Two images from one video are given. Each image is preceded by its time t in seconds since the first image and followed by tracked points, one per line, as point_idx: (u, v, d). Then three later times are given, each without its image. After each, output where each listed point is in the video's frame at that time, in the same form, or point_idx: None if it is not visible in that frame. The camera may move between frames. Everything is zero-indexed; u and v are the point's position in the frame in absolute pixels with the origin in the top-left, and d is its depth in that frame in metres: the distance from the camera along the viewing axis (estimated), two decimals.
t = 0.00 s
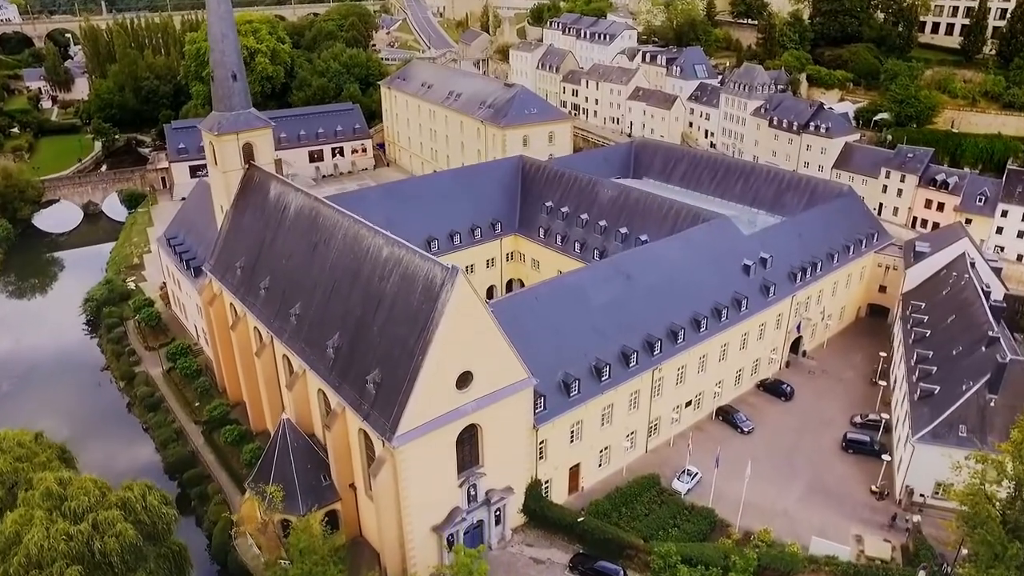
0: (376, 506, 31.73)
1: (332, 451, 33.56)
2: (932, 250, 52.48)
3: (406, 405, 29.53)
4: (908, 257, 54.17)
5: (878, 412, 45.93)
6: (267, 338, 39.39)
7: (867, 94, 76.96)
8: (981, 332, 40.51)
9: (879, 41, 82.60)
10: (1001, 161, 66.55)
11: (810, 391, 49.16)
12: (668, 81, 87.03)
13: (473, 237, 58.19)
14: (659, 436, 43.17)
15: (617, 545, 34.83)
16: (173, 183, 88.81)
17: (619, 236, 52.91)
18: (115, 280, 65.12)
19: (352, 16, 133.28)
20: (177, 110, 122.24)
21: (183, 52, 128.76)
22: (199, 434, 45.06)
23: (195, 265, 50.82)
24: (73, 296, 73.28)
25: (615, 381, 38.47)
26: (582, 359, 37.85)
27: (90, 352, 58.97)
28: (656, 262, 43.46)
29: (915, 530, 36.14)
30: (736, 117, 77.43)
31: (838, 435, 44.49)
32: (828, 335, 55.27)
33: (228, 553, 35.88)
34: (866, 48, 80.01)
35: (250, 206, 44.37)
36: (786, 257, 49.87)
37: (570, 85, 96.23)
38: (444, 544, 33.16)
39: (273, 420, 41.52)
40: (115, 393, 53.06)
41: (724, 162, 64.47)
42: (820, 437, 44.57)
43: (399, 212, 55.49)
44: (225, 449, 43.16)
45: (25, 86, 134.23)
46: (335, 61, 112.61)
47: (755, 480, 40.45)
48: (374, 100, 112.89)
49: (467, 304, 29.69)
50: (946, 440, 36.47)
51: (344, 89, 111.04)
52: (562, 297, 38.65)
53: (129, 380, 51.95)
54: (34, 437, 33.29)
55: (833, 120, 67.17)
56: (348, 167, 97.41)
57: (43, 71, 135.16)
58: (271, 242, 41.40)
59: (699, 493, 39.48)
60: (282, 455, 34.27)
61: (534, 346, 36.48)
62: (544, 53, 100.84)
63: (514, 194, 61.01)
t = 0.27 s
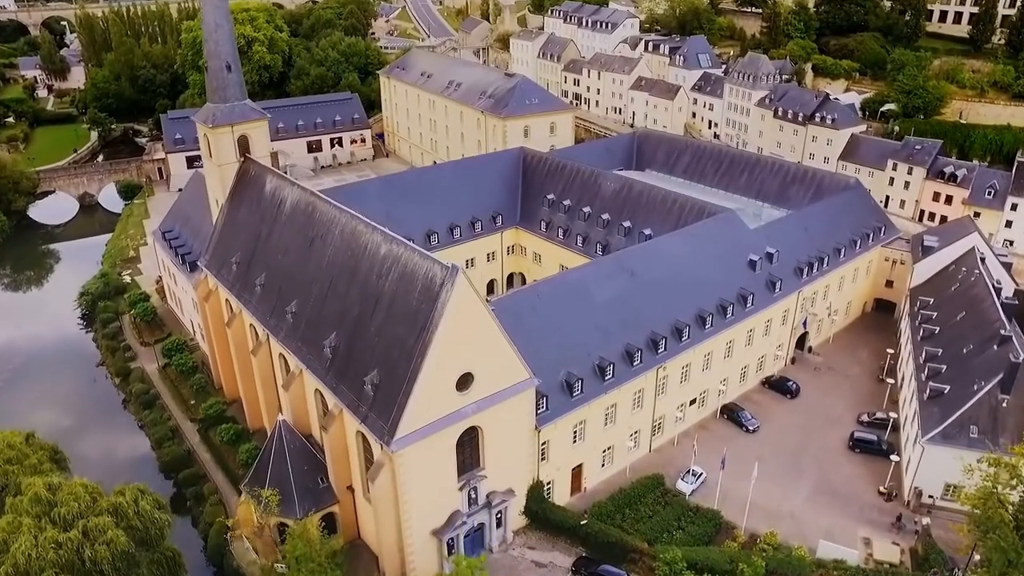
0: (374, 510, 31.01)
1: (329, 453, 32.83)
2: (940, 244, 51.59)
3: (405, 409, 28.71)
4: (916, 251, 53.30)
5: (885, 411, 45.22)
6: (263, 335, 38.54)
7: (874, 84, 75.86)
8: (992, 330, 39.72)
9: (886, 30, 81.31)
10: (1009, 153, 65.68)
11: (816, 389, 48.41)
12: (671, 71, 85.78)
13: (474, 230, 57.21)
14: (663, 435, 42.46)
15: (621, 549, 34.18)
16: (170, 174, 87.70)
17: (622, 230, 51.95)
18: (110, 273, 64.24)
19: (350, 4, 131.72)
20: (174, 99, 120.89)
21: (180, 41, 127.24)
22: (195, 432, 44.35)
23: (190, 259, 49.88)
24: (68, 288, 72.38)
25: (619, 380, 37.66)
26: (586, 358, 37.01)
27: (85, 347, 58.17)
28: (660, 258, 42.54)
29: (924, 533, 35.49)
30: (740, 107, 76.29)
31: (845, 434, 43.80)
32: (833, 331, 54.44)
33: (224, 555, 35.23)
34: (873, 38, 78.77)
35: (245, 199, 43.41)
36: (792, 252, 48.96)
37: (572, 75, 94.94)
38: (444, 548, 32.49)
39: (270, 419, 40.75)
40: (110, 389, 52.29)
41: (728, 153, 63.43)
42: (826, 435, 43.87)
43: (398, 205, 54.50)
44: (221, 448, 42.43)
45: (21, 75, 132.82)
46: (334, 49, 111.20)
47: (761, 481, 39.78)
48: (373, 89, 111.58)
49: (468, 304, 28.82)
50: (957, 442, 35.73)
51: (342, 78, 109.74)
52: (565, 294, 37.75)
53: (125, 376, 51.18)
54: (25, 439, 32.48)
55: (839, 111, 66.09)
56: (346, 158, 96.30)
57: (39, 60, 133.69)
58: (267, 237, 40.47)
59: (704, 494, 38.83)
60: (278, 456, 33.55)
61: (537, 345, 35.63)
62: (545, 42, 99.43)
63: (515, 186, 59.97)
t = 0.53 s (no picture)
0: (372, 515, 30.38)
1: (327, 456, 32.15)
2: (948, 240, 50.78)
3: (403, 413, 28.00)
4: (923, 247, 52.50)
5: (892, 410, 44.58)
6: (259, 334, 37.81)
7: (879, 76, 74.86)
8: (1003, 329, 38.99)
9: (893, 21, 80.16)
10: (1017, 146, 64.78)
11: (821, 387, 47.73)
12: (673, 62, 84.68)
13: (474, 225, 56.36)
14: (666, 435, 41.80)
15: (624, 553, 33.60)
16: (167, 166, 86.74)
17: (625, 224, 51.13)
18: (106, 268, 63.48)
19: None
20: (172, 90, 119.76)
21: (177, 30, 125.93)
22: (191, 431, 43.73)
23: (186, 255, 49.07)
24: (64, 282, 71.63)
25: (622, 380, 36.95)
26: (588, 358, 36.27)
27: (80, 342, 57.51)
28: (665, 254, 41.73)
29: (933, 536, 34.89)
30: (743, 99, 75.27)
31: (851, 433, 43.17)
32: (839, 327, 53.70)
33: (220, 559, 34.66)
34: (879, 29, 77.65)
35: (241, 195, 42.56)
36: (798, 247, 48.15)
37: (574, 65, 93.81)
38: (444, 552, 31.87)
39: (267, 419, 40.10)
40: (106, 386, 51.64)
41: (732, 146, 62.50)
42: (832, 435, 43.24)
43: (397, 200, 53.63)
44: (217, 447, 41.81)
45: (17, 65, 131.62)
46: (333, 39, 109.96)
47: (766, 482, 39.17)
48: (372, 80, 110.43)
49: (469, 305, 28.05)
50: (967, 443, 35.06)
51: (341, 69, 108.57)
52: (567, 292, 36.94)
53: (120, 373, 50.51)
54: (16, 441, 31.82)
55: (844, 104, 65.10)
56: (345, 149, 95.31)
57: (35, 50, 132.47)
58: (263, 233, 39.66)
59: (709, 496, 38.23)
60: (274, 459, 32.87)
61: (538, 345, 34.87)
62: (546, 33, 98.15)
63: (516, 180, 59.06)
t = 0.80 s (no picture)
0: (370, 522, 29.55)
1: (323, 461, 31.28)
2: (959, 234, 49.72)
3: (402, 419, 27.07)
4: (933, 241, 51.46)
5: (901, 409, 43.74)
6: (254, 334, 36.83)
7: (887, 65, 73.50)
8: (1017, 328, 38.03)
9: (901, 9, 78.70)
10: None
11: (828, 385, 46.79)
12: (677, 50, 83.24)
13: (474, 218, 55.22)
14: (671, 435, 40.95)
15: (629, 559, 32.85)
16: (163, 156, 85.44)
17: (628, 218, 50.04)
18: (100, 261, 62.42)
19: None
20: (168, 78, 118.17)
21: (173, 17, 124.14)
22: (186, 431, 42.88)
23: (180, 250, 48.00)
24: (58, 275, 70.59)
25: (626, 381, 36.01)
26: (592, 358, 35.31)
27: (74, 336, 56.57)
28: (670, 251, 40.66)
29: (944, 542, 34.11)
30: (748, 89, 73.91)
31: (859, 433, 42.35)
32: (846, 323, 52.71)
33: (215, 564, 33.90)
34: (887, 17, 76.20)
35: (236, 189, 41.44)
36: (806, 242, 47.09)
37: (575, 54, 92.34)
38: (444, 559, 31.07)
39: (263, 419, 39.21)
40: (99, 383, 50.74)
41: (738, 138, 61.27)
42: (840, 435, 42.40)
43: (396, 193, 52.44)
44: (212, 448, 40.95)
45: (11, 52, 129.93)
46: (330, 27, 108.31)
47: (772, 485, 38.38)
48: (371, 68, 108.88)
49: (469, 307, 27.04)
50: (981, 447, 34.19)
51: (340, 57, 106.99)
52: (571, 291, 35.89)
53: (114, 370, 49.60)
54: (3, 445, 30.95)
55: (852, 94, 63.81)
56: (344, 139, 93.92)
57: (29, 37, 130.73)
58: (257, 229, 38.59)
59: (715, 499, 37.47)
60: (269, 463, 32.00)
61: (541, 345, 33.88)
62: (548, 20, 96.39)
63: (517, 172, 57.84)
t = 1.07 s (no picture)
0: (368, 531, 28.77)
1: (320, 467, 30.48)
2: (968, 230, 48.73)
3: (400, 426, 26.24)
4: (942, 237, 50.49)
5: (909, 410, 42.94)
6: (249, 334, 35.96)
7: (895, 56, 72.27)
8: None
9: None
10: None
11: (835, 384, 46.00)
12: (680, 40, 81.96)
13: (475, 213, 54.20)
14: (675, 436, 40.17)
15: (633, 566, 32.13)
16: (158, 148, 84.27)
17: (632, 214, 49.05)
18: (95, 256, 61.49)
19: None
20: (165, 68, 116.79)
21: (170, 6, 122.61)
22: (181, 432, 42.11)
23: (174, 246, 47.07)
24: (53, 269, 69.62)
25: (630, 383, 35.16)
26: (595, 360, 34.44)
27: (68, 333, 55.69)
28: (675, 248, 39.71)
29: (955, 548, 33.38)
30: (753, 80, 72.67)
31: (867, 434, 41.59)
32: (852, 320, 51.85)
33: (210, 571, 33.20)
34: (894, 7, 74.90)
35: (231, 185, 40.49)
36: (813, 239, 46.14)
37: (577, 44, 91.02)
38: (444, 567, 30.33)
39: (259, 420, 38.40)
40: (93, 381, 49.93)
41: (742, 130, 60.19)
42: (847, 436, 41.62)
43: (394, 187, 51.42)
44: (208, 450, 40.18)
45: (6, 42, 128.50)
46: (329, 16, 106.90)
47: (778, 488, 37.64)
48: (370, 58, 107.50)
49: (470, 311, 26.13)
50: (993, 451, 33.36)
51: (338, 47, 105.59)
52: (574, 290, 34.98)
53: (108, 368, 48.77)
54: None
55: (859, 86, 62.62)
56: (342, 130, 92.71)
57: (24, 26, 129.28)
58: (252, 227, 37.65)
59: (720, 503, 36.74)
60: (264, 469, 31.20)
61: (543, 347, 32.99)
62: (549, 9, 94.78)
63: (518, 165, 56.79)
